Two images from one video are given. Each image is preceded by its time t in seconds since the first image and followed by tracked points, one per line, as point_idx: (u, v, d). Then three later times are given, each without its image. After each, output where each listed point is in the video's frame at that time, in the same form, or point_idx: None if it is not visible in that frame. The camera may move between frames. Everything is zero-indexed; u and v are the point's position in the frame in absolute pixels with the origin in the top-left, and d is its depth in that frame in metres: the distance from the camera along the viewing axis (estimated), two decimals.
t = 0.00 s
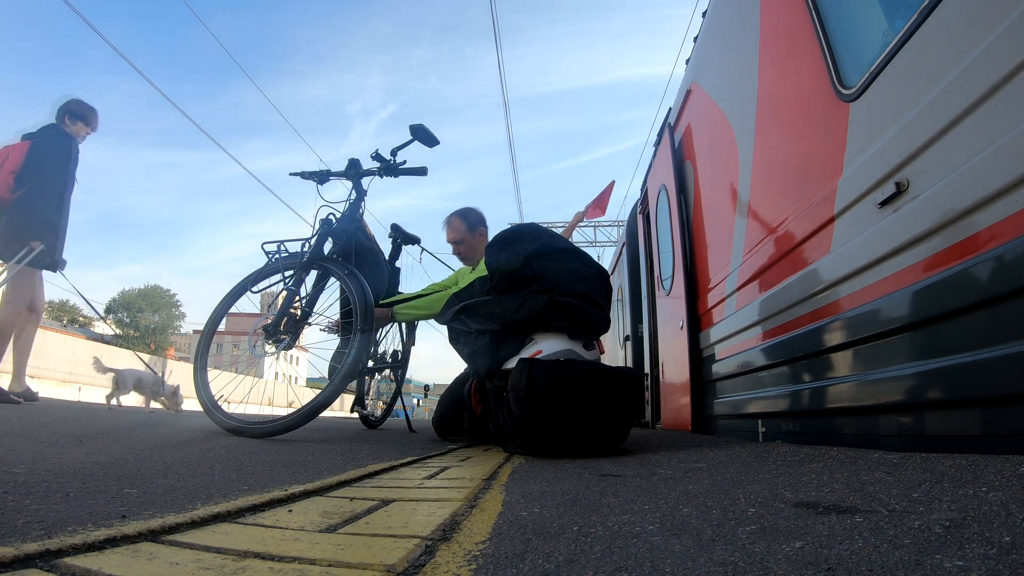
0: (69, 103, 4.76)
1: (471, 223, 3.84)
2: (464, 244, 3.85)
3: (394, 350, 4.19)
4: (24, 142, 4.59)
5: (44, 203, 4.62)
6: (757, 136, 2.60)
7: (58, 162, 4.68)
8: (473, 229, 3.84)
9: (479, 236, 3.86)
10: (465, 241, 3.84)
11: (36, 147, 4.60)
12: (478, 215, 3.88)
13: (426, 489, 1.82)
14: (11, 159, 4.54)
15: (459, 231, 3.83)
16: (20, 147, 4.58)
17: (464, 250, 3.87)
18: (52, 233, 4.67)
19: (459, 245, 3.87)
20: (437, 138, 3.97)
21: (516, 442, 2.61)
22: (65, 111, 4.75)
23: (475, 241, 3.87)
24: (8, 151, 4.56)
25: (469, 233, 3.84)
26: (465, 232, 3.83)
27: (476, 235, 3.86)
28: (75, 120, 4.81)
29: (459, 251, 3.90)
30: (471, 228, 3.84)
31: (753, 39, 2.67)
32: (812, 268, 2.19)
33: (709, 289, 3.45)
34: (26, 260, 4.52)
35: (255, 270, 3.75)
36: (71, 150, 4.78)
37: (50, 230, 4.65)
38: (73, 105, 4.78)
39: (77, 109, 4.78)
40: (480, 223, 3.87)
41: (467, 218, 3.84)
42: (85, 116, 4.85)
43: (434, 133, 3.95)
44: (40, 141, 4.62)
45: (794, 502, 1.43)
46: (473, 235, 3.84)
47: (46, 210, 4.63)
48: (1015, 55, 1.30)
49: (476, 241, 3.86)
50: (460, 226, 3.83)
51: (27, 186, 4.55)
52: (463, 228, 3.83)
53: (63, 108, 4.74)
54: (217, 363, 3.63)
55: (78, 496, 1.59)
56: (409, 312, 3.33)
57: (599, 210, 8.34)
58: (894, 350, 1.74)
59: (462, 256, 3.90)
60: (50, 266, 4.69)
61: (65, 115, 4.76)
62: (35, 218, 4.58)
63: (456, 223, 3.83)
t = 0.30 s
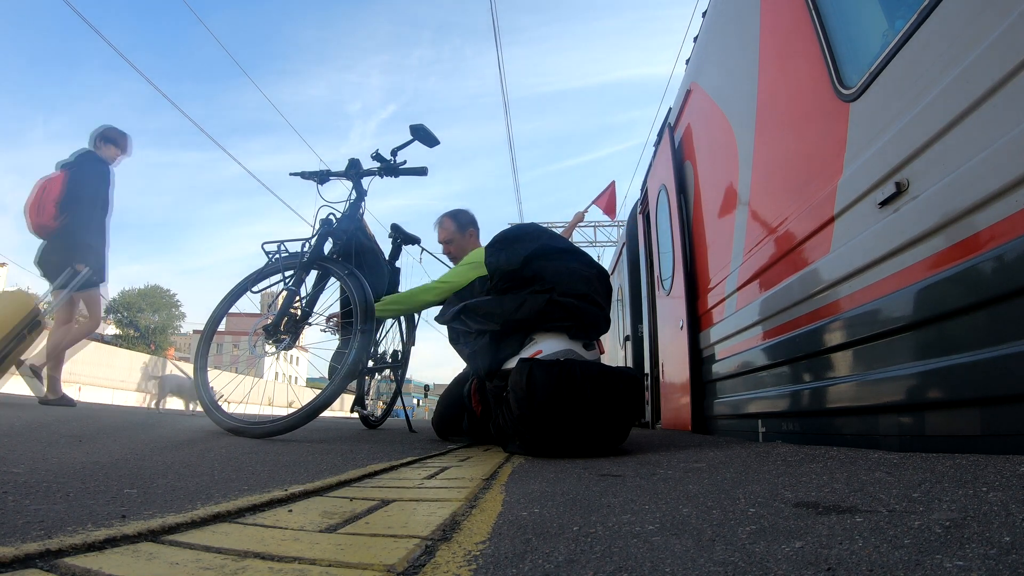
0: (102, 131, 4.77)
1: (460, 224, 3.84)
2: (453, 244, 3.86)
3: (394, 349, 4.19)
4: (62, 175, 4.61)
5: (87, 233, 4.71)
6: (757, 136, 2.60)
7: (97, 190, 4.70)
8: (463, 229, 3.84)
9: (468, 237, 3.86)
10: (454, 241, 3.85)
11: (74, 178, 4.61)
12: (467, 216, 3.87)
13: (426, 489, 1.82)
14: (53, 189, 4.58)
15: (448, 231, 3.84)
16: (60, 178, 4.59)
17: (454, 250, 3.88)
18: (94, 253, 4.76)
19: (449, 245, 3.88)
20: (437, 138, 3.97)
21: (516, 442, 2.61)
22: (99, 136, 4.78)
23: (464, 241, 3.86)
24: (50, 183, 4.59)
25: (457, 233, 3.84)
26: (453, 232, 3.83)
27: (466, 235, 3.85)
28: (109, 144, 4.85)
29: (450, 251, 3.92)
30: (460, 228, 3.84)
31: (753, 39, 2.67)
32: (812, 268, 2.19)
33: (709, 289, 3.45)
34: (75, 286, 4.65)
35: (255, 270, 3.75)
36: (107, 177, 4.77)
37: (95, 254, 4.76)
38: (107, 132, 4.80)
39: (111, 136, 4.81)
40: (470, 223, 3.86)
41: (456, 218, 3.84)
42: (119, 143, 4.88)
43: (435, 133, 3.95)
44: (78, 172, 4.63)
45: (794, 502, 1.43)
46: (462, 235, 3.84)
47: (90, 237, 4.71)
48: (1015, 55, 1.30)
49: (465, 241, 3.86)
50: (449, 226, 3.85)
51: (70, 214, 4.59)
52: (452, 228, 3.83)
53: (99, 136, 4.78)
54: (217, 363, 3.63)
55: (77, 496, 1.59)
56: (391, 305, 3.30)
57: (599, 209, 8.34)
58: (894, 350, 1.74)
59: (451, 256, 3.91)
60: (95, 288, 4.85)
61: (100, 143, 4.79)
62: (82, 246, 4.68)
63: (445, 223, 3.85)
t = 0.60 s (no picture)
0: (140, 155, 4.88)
1: (449, 224, 3.85)
2: (443, 244, 3.90)
3: (394, 349, 4.20)
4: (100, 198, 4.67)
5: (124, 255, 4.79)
6: (757, 136, 2.60)
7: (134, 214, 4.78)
8: (450, 229, 3.85)
9: (455, 237, 3.85)
10: (443, 241, 3.88)
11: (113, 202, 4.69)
12: (458, 215, 3.87)
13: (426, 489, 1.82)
14: (92, 210, 4.66)
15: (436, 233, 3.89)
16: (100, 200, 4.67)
17: (444, 250, 3.91)
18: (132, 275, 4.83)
19: (440, 245, 3.93)
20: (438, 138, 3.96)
21: (516, 442, 2.61)
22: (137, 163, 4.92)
23: (452, 241, 3.86)
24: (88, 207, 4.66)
25: (445, 233, 3.86)
26: (441, 232, 3.87)
27: (452, 235, 3.85)
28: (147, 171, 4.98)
29: (445, 251, 3.95)
30: (448, 228, 3.85)
31: (753, 39, 2.67)
32: (813, 267, 2.19)
33: (709, 289, 3.45)
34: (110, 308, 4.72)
35: (256, 271, 3.75)
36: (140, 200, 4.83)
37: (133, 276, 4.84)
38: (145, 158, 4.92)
39: (149, 163, 4.94)
40: (458, 223, 3.85)
41: (446, 218, 3.86)
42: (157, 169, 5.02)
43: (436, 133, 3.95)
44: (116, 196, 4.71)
45: (794, 502, 1.43)
46: (449, 235, 3.85)
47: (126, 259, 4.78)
48: (1015, 55, 1.30)
49: (451, 241, 3.86)
50: (439, 226, 3.88)
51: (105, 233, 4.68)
52: (440, 228, 3.87)
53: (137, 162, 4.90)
54: (217, 363, 3.64)
55: (77, 496, 1.59)
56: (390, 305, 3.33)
57: (600, 209, 8.33)
58: (894, 350, 1.74)
59: (446, 256, 3.94)
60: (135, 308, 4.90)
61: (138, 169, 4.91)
62: (117, 267, 4.73)
63: (436, 223, 3.89)
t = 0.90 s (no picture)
0: (180, 171, 5.12)
1: (448, 224, 3.85)
2: (443, 244, 3.90)
3: (394, 349, 4.20)
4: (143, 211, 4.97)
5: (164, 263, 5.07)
6: (757, 136, 2.60)
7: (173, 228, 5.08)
8: (450, 230, 3.84)
9: (454, 237, 3.85)
10: (442, 241, 3.88)
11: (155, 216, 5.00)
12: (458, 216, 3.87)
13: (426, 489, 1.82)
14: (137, 223, 4.96)
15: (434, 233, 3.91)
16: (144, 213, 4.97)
17: (444, 251, 3.91)
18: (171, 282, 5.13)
19: (440, 246, 3.93)
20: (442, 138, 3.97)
21: (516, 442, 2.61)
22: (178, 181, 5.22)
23: (451, 242, 3.86)
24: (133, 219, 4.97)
25: (444, 234, 3.86)
26: (441, 233, 3.87)
27: (452, 235, 3.85)
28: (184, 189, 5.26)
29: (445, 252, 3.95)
30: (448, 229, 3.85)
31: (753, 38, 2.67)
32: (813, 267, 2.19)
33: (709, 289, 3.45)
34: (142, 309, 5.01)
35: (259, 270, 3.75)
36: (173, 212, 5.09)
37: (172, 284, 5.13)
38: (184, 176, 5.20)
39: (188, 180, 5.23)
40: (457, 224, 3.85)
41: (445, 219, 3.86)
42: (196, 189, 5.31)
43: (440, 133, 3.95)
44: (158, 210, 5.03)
45: (794, 502, 1.43)
46: (448, 236, 3.85)
47: (166, 267, 5.04)
48: (1016, 54, 1.30)
49: (450, 242, 3.86)
50: (439, 227, 3.89)
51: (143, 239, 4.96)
52: (439, 229, 3.87)
53: (177, 180, 5.19)
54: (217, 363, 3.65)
55: (77, 496, 1.59)
56: (390, 305, 3.32)
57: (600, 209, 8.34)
58: (894, 350, 1.74)
59: (446, 256, 3.94)
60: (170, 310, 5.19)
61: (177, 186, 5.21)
62: (158, 274, 5.04)
63: (435, 225, 3.90)
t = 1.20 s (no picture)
0: (202, 188, 5.60)
1: (448, 224, 3.86)
2: (443, 244, 3.90)
3: (394, 349, 4.20)
4: (163, 221, 5.35)
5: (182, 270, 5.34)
6: (757, 136, 2.60)
7: (189, 236, 5.43)
8: (450, 230, 3.85)
9: (454, 237, 3.85)
10: (442, 241, 3.88)
11: (173, 225, 5.39)
12: (458, 216, 3.87)
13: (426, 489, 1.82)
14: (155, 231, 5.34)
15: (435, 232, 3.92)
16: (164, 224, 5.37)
17: (444, 251, 3.90)
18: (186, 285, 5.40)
19: (440, 246, 3.92)
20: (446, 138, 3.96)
21: (516, 442, 2.61)
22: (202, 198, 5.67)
23: (451, 242, 3.86)
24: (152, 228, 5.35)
25: (443, 233, 3.86)
26: (441, 232, 3.87)
27: (452, 235, 3.85)
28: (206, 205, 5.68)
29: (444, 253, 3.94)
30: (448, 229, 3.85)
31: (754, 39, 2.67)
32: (813, 267, 2.19)
33: (709, 289, 3.45)
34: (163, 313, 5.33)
35: (262, 270, 3.74)
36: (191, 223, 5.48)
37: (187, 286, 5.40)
38: (207, 194, 5.67)
39: (210, 197, 5.68)
40: (458, 224, 3.85)
41: (446, 219, 3.87)
42: (217, 206, 5.75)
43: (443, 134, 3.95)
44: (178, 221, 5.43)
45: (794, 502, 1.43)
46: (448, 236, 3.85)
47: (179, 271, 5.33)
48: (1016, 55, 1.30)
49: (450, 242, 3.86)
50: (439, 228, 3.89)
51: (160, 247, 5.30)
52: (439, 229, 3.88)
53: (201, 196, 5.62)
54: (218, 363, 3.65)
55: (77, 496, 1.59)
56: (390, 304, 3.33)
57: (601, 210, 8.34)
58: (894, 350, 1.74)
59: (446, 257, 3.93)
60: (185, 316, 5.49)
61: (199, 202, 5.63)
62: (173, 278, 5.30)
63: (435, 225, 3.90)
